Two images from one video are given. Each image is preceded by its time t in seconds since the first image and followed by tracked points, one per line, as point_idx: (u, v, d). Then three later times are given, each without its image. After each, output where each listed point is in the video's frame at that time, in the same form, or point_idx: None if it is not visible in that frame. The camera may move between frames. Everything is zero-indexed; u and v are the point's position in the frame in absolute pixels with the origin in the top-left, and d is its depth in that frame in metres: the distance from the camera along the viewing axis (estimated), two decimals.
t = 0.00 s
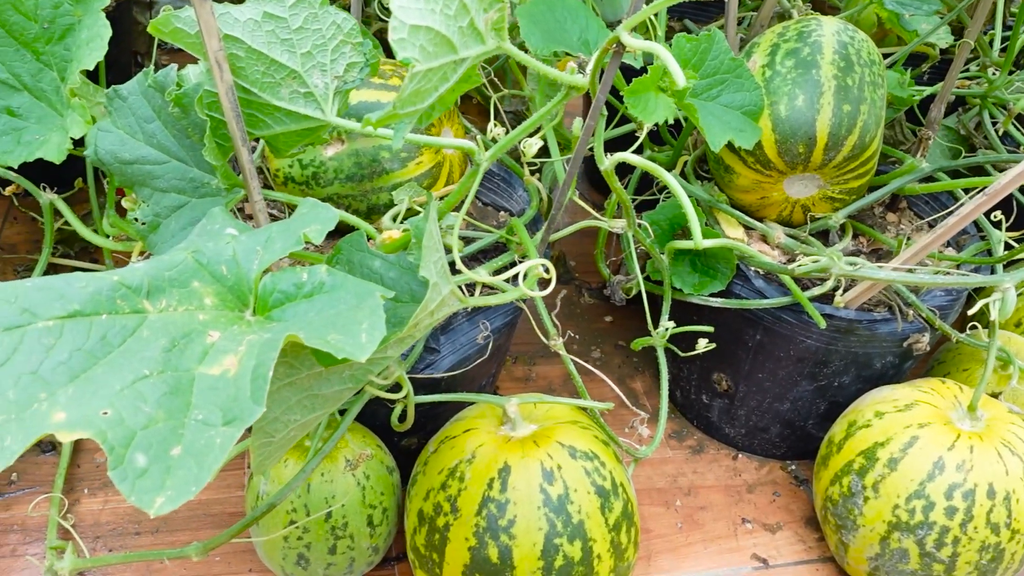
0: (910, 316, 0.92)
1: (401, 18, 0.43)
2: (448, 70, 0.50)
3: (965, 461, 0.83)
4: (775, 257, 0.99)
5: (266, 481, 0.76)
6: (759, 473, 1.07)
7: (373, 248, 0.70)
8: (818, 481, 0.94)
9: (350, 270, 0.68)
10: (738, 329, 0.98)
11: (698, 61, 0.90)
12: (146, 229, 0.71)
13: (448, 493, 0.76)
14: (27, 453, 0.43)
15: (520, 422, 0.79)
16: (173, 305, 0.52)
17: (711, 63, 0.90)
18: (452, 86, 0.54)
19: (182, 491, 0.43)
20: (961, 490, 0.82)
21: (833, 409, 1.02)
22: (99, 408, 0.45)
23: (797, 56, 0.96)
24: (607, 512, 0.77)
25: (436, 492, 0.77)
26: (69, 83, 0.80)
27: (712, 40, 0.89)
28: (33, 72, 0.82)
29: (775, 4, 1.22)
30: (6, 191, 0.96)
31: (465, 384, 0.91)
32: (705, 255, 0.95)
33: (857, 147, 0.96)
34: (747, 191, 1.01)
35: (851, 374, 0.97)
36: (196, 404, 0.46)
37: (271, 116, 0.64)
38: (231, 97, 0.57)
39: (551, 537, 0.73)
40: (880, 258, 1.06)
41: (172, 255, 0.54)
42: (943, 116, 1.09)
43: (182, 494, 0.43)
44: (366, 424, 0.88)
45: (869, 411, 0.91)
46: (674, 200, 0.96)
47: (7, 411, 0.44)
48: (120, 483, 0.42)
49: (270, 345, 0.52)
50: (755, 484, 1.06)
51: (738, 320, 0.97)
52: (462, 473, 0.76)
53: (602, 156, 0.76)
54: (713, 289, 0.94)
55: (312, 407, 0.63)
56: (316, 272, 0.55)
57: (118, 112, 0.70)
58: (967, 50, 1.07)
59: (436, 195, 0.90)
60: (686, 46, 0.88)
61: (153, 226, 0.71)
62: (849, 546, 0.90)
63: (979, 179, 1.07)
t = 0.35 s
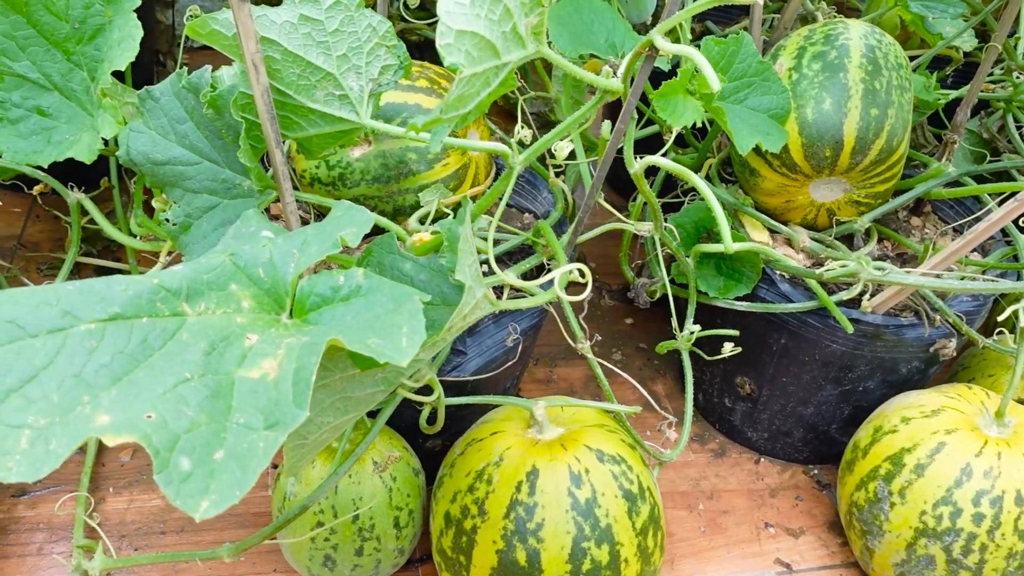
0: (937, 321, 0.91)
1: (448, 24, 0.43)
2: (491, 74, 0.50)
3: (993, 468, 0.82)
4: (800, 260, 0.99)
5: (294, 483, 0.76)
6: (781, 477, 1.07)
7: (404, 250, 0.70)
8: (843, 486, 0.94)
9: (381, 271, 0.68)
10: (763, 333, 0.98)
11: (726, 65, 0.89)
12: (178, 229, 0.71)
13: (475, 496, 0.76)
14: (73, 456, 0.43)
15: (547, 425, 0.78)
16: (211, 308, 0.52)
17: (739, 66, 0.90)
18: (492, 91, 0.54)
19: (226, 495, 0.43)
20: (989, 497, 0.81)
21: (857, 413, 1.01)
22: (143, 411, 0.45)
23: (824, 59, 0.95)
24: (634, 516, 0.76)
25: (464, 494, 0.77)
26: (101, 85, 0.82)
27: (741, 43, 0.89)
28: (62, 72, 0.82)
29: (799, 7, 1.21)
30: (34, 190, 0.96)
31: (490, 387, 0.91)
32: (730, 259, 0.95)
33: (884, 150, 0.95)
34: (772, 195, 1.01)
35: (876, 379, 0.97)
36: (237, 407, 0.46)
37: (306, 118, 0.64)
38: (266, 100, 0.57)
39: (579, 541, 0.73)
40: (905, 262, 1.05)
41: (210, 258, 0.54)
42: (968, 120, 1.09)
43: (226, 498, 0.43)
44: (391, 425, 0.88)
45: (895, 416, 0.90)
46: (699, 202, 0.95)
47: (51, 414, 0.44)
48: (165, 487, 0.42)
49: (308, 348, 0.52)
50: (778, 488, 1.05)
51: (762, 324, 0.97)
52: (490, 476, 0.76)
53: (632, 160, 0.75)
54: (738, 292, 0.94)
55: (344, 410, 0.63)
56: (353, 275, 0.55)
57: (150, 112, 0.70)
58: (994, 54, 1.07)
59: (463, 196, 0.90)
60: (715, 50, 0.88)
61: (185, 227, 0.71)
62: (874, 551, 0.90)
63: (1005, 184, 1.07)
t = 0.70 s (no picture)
0: (966, 334, 0.91)
1: (494, 40, 0.43)
2: (533, 91, 0.50)
3: None
4: (825, 272, 0.99)
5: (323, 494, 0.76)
6: (806, 489, 1.07)
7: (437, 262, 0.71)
8: (871, 500, 0.93)
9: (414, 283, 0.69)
10: (789, 345, 0.98)
11: (755, 76, 0.89)
12: (211, 241, 0.71)
13: (505, 509, 0.76)
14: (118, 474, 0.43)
15: (575, 437, 0.79)
16: (251, 322, 0.52)
17: (767, 78, 0.89)
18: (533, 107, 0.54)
19: (272, 512, 0.43)
20: (1020, 512, 0.81)
21: (883, 426, 1.01)
22: (186, 428, 0.45)
23: (851, 71, 0.95)
24: (663, 529, 0.76)
25: (493, 507, 0.77)
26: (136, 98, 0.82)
27: (769, 55, 0.88)
28: (95, 83, 0.83)
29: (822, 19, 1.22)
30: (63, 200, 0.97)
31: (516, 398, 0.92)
32: (757, 270, 0.95)
33: (911, 162, 0.95)
34: (798, 206, 1.00)
35: (903, 392, 0.97)
36: (279, 422, 0.46)
37: (342, 131, 0.64)
38: (304, 113, 0.58)
39: (609, 554, 0.73)
40: (931, 274, 1.05)
41: (250, 272, 0.54)
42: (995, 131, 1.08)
43: (272, 516, 0.42)
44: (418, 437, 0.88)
45: (923, 429, 0.90)
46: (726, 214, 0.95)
47: (95, 430, 0.44)
48: (210, 503, 0.42)
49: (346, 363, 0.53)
50: (803, 500, 1.05)
51: (788, 336, 0.97)
52: (520, 488, 0.77)
53: (663, 173, 0.75)
54: (765, 303, 0.94)
55: (379, 423, 0.63)
56: (391, 289, 0.55)
57: (185, 124, 0.71)
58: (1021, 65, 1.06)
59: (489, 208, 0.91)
60: (743, 62, 0.88)
61: (217, 238, 0.72)
62: (903, 566, 0.89)
63: None
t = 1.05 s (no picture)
0: (998, 354, 0.91)
1: (554, 76, 0.44)
2: (585, 123, 0.50)
3: None
4: (854, 291, 0.98)
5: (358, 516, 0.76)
6: (833, 507, 1.06)
7: (473, 285, 0.70)
8: (902, 521, 0.93)
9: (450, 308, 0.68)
10: (818, 364, 0.98)
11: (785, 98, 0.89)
12: (247, 263, 0.71)
13: (540, 531, 0.76)
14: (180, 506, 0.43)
15: (609, 459, 0.78)
16: (300, 351, 0.52)
17: (797, 98, 0.89)
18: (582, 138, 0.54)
19: (332, 546, 0.42)
20: None
21: (912, 445, 1.01)
22: (244, 460, 0.45)
23: (881, 91, 0.95)
24: (699, 551, 0.76)
25: (528, 528, 0.77)
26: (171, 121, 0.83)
27: (800, 76, 0.88)
28: (129, 104, 0.83)
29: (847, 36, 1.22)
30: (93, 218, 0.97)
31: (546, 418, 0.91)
32: (786, 290, 0.95)
33: (941, 182, 0.95)
34: (826, 225, 1.00)
35: (933, 411, 0.96)
36: (333, 454, 0.47)
37: (384, 157, 0.64)
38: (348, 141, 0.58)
39: None
40: (959, 293, 1.05)
41: (298, 300, 0.55)
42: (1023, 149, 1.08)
43: (330, 550, 0.42)
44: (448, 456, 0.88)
45: (955, 450, 0.90)
46: (756, 233, 0.94)
47: (154, 461, 0.45)
48: (271, 537, 0.43)
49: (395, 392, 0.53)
50: (830, 519, 1.05)
51: (818, 355, 0.97)
52: (555, 510, 0.76)
53: (698, 197, 0.75)
54: (794, 323, 0.94)
55: (420, 448, 0.63)
56: (438, 318, 0.55)
57: (222, 147, 0.71)
58: None
59: (519, 227, 0.91)
60: (774, 82, 0.88)
61: (254, 260, 0.72)
62: None
63: None
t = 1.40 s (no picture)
0: None
1: (607, 108, 0.44)
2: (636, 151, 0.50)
3: None
4: (885, 312, 0.97)
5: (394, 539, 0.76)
6: (863, 529, 1.06)
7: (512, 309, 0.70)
8: (936, 544, 0.93)
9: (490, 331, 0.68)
10: (850, 386, 0.97)
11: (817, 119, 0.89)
12: (285, 286, 0.71)
13: (576, 555, 0.76)
14: (237, 535, 0.44)
15: (645, 482, 0.78)
16: (349, 377, 0.52)
17: (829, 120, 0.90)
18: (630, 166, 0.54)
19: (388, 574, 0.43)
20: None
21: (944, 467, 1.00)
22: (300, 488, 0.45)
23: (912, 112, 0.95)
24: None
25: (564, 552, 0.77)
26: (207, 145, 0.84)
27: (832, 98, 0.89)
28: (165, 127, 0.84)
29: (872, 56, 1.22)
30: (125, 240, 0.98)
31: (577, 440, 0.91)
32: (818, 311, 0.94)
33: (973, 204, 0.95)
34: (856, 245, 1.00)
35: (966, 433, 0.96)
36: (386, 482, 0.47)
37: (425, 181, 0.65)
38: (393, 166, 0.58)
39: None
40: (989, 313, 1.04)
41: (346, 326, 0.55)
42: None
43: None
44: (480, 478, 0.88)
45: (990, 474, 0.89)
46: (787, 254, 0.94)
47: (210, 489, 0.45)
48: (329, 566, 0.43)
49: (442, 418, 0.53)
50: (861, 541, 1.04)
51: (849, 377, 0.97)
52: (591, 534, 0.76)
53: (735, 219, 0.75)
54: (825, 345, 0.93)
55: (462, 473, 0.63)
56: (484, 343, 0.55)
57: (261, 171, 0.71)
58: None
59: (552, 248, 0.90)
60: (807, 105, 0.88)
61: (292, 284, 0.71)
62: None
63: None
